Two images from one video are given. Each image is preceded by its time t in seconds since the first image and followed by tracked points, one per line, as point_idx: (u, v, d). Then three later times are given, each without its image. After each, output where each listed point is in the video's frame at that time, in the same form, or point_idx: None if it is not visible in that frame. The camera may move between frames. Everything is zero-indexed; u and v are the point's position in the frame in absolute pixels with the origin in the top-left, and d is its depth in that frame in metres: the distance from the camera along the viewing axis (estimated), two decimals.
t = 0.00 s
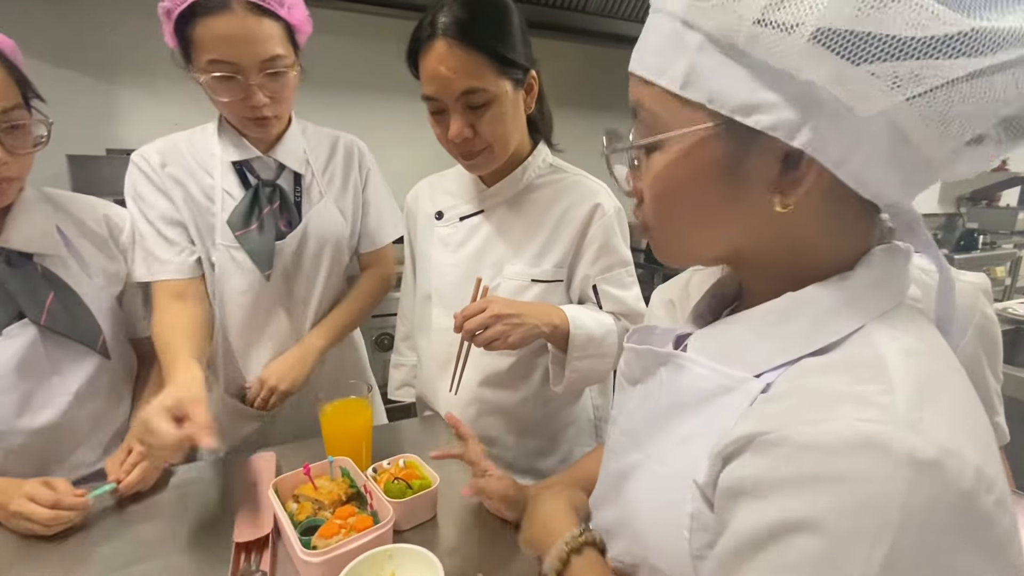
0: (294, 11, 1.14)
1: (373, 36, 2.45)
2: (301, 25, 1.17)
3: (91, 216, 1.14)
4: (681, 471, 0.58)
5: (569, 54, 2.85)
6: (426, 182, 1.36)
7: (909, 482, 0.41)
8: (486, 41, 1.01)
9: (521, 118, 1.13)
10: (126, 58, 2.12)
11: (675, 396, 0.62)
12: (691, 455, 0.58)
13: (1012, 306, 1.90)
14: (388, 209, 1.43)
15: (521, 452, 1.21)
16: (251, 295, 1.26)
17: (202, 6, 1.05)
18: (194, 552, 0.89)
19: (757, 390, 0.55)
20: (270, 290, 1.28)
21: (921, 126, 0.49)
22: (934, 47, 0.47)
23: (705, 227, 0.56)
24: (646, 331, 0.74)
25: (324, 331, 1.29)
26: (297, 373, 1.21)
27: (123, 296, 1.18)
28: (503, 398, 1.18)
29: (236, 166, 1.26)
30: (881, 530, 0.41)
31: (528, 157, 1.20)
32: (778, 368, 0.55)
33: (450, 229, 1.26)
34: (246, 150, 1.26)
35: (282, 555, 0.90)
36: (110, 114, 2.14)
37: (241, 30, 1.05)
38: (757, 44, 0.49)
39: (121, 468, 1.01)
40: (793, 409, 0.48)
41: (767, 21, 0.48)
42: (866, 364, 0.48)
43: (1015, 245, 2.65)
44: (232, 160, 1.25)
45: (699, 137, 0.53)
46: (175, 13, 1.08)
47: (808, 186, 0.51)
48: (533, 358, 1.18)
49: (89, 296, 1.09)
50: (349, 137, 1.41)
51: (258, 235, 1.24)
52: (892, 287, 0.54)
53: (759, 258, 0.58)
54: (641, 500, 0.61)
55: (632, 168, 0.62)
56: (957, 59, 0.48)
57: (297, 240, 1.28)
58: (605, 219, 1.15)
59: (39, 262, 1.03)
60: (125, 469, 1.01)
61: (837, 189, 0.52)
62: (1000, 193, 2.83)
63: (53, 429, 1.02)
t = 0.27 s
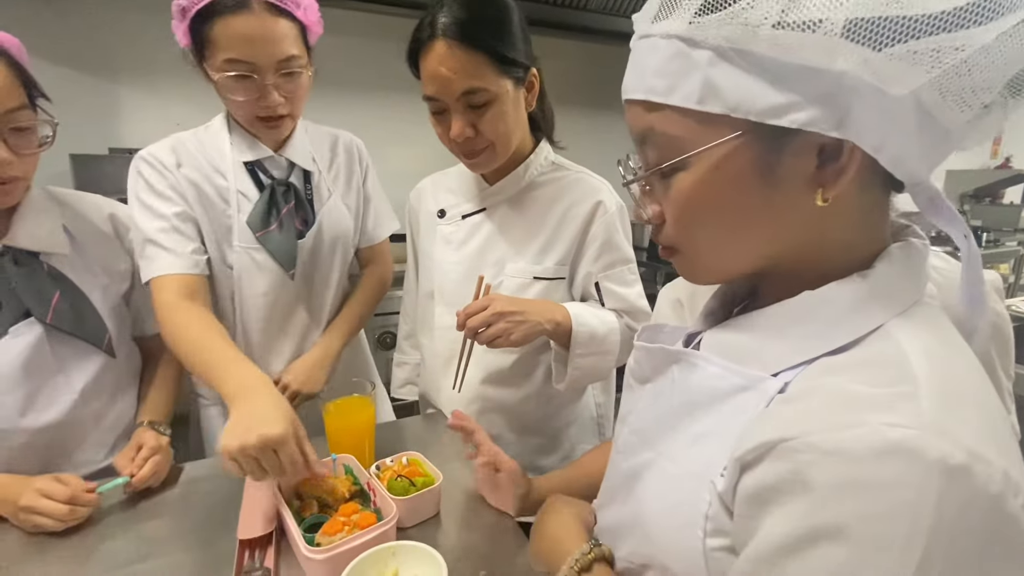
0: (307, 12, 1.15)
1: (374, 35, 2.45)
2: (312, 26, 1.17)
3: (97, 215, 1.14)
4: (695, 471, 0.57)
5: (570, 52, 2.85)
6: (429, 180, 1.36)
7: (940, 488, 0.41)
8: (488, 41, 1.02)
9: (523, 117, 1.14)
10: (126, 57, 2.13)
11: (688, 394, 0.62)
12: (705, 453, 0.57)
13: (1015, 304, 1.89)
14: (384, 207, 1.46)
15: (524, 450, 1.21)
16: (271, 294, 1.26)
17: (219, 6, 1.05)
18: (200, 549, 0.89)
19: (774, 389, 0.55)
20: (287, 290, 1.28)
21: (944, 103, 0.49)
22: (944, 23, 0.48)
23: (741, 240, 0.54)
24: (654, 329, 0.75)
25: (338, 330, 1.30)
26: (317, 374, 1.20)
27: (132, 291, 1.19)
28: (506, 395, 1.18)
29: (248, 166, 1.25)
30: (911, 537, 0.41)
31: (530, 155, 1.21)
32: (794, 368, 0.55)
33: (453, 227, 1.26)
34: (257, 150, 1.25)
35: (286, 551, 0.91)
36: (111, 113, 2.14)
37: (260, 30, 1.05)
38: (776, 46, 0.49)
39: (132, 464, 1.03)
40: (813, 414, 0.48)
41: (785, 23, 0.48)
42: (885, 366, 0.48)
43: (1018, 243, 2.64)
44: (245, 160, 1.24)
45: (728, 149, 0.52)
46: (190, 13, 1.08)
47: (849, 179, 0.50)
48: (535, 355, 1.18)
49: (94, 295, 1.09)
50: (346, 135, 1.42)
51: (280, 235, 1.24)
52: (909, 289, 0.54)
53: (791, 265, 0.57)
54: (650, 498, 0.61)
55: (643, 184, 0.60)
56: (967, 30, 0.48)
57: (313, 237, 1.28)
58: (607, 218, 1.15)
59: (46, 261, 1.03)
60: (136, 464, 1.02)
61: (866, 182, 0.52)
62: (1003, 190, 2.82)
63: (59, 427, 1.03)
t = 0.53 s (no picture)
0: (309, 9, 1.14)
1: (372, 33, 2.44)
2: (314, 23, 1.17)
3: (96, 213, 1.13)
4: (696, 474, 0.56)
5: (569, 50, 2.84)
6: (426, 178, 1.35)
7: (951, 496, 0.41)
8: (486, 40, 1.01)
9: (520, 115, 1.13)
10: (123, 54, 2.11)
11: (690, 395, 0.61)
12: (709, 456, 0.56)
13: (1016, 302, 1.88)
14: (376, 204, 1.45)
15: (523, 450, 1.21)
16: (281, 286, 1.24)
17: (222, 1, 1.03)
18: (196, 551, 0.88)
19: (780, 392, 0.54)
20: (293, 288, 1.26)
21: (953, 95, 0.49)
22: (950, 14, 0.47)
23: (747, 238, 0.53)
24: (655, 330, 0.74)
25: (342, 328, 1.31)
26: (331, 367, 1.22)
27: (131, 290, 1.17)
28: (504, 395, 1.17)
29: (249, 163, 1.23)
30: (923, 544, 0.41)
31: (528, 153, 1.20)
32: (800, 371, 0.54)
33: (450, 226, 1.25)
34: (258, 146, 1.24)
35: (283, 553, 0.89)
36: (108, 111, 2.12)
37: (264, 25, 1.04)
38: (780, 41, 0.48)
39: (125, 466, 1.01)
40: (819, 418, 0.47)
41: (790, 17, 0.47)
42: (893, 369, 0.48)
43: (1017, 241, 2.64)
44: (247, 157, 1.22)
45: (733, 144, 0.51)
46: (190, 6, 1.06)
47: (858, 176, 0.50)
48: (534, 354, 1.17)
49: (93, 293, 1.08)
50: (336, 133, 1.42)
51: (287, 231, 1.22)
52: (914, 293, 0.53)
53: (795, 265, 0.56)
54: (651, 501, 0.60)
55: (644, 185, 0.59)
56: (975, 21, 0.48)
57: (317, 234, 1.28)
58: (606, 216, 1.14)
59: (43, 260, 1.02)
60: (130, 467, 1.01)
61: (874, 180, 0.52)
62: (1002, 188, 2.81)
63: (54, 427, 1.02)
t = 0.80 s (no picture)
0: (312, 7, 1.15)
1: (374, 32, 2.44)
2: (316, 22, 1.17)
3: (101, 213, 1.13)
4: (700, 471, 0.57)
5: (571, 48, 2.84)
6: (428, 178, 1.35)
7: (959, 497, 0.41)
8: (488, 40, 1.01)
9: (523, 115, 1.13)
10: (128, 53, 2.11)
11: (695, 394, 0.61)
12: (714, 454, 0.57)
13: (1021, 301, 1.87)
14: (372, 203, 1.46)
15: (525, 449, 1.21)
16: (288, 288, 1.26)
17: None
18: (202, 547, 0.89)
19: (786, 392, 0.54)
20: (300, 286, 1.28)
21: (959, 93, 0.48)
22: (955, 12, 0.47)
23: (747, 237, 0.54)
24: (661, 328, 0.74)
25: (347, 327, 1.31)
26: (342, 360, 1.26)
27: (135, 288, 1.18)
28: (507, 393, 1.17)
29: (256, 161, 1.24)
30: (926, 543, 0.41)
31: (531, 152, 1.20)
32: (807, 371, 0.55)
33: (452, 225, 1.25)
34: (264, 144, 1.25)
35: (286, 550, 0.90)
36: (112, 110, 2.13)
37: (270, 20, 1.05)
38: (782, 42, 0.48)
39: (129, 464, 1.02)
40: (825, 417, 0.47)
41: (790, 18, 0.47)
42: (899, 370, 0.47)
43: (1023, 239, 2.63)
44: (254, 154, 1.23)
45: (734, 143, 0.52)
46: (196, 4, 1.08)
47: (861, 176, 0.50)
48: (537, 353, 1.18)
49: (99, 293, 1.09)
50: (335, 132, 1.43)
51: (294, 228, 1.23)
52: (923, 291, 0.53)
53: (802, 265, 0.56)
54: (655, 499, 0.61)
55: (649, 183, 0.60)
56: (981, 18, 0.47)
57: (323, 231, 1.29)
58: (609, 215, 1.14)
59: (49, 259, 1.02)
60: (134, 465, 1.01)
61: (880, 180, 0.51)
62: (1007, 186, 2.80)
63: (60, 426, 1.02)
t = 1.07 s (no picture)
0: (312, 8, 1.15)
1: (377, 33, 2.45)
2: (315, 23, 1.18)
3: (108, 215, 1.16)
4: (703, 473, 0.57)
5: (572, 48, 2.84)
6: (430, 179, 1.36)
7: (959, 501, 0.41)
8: (489, 43, 1.01)
9: (525, 117, 1.13)
10: (132, 56, 2.13)
11: (697, 396, 0.61)
12: (716, 456, 0.57)
13: None
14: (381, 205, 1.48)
15: (528, 449, 1.22)
16: (290, 287, 1.27)
17: None
18: (207, 547, 0.90)
19: (788, 394, 0.54)
20: (302, 284, 1.29)
21: (957, 97, 0.48)
22: (948, 18, 0.47)
23: (747, 239, 0.54)
24: (665, 329, 0.74)
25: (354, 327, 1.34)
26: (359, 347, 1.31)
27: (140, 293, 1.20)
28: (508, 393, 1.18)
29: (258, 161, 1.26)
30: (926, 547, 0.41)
31: (532, 154, 1.20)
32: (808, 373, 0.55)
33: (455, 226, 1.26)
34: (264, 143, 1.26)
35: (292, 549, 0.91)
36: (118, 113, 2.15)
37: (267, 20, 1.06)
38: (778, 50, 0.48)
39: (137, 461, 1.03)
40: (825, 420, 0.47)
41: (784, 27, 0.48)
42: (903, 373, 0.48)
43: None
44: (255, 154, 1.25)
45: (735, 147, 0.52)
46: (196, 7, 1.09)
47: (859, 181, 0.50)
48: (538, 354, 1.18)
49: (105, 295, 1.10)
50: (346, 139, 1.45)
51: (294, 225, 1.24)
52: (924, 293, 0.53)
53: (802, 267, 0.57)
54: (659, 500, 0.61)
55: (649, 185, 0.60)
56: (975, 24, 0.47)
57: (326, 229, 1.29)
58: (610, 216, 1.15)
59: (57, 261, 1.03)
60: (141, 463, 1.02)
61: (879, 185, 0.52)
62: (1012, 185, 2.78)
63: (67, 426, 1.03)
